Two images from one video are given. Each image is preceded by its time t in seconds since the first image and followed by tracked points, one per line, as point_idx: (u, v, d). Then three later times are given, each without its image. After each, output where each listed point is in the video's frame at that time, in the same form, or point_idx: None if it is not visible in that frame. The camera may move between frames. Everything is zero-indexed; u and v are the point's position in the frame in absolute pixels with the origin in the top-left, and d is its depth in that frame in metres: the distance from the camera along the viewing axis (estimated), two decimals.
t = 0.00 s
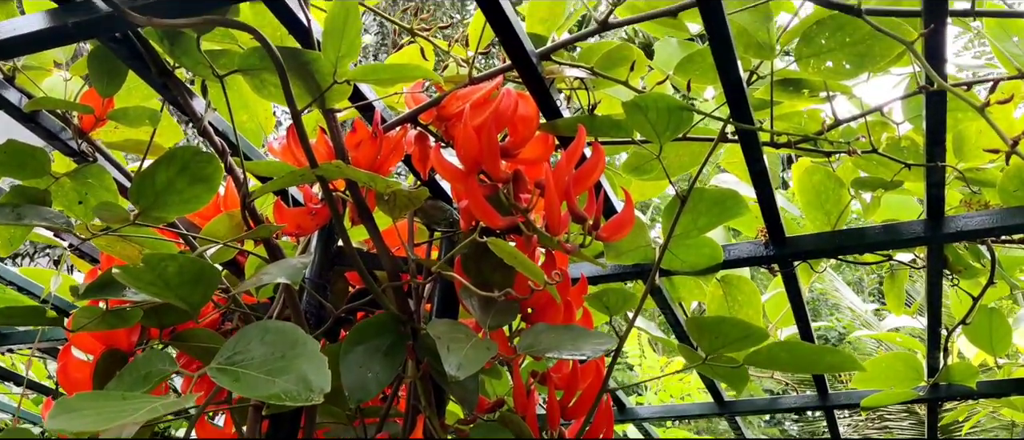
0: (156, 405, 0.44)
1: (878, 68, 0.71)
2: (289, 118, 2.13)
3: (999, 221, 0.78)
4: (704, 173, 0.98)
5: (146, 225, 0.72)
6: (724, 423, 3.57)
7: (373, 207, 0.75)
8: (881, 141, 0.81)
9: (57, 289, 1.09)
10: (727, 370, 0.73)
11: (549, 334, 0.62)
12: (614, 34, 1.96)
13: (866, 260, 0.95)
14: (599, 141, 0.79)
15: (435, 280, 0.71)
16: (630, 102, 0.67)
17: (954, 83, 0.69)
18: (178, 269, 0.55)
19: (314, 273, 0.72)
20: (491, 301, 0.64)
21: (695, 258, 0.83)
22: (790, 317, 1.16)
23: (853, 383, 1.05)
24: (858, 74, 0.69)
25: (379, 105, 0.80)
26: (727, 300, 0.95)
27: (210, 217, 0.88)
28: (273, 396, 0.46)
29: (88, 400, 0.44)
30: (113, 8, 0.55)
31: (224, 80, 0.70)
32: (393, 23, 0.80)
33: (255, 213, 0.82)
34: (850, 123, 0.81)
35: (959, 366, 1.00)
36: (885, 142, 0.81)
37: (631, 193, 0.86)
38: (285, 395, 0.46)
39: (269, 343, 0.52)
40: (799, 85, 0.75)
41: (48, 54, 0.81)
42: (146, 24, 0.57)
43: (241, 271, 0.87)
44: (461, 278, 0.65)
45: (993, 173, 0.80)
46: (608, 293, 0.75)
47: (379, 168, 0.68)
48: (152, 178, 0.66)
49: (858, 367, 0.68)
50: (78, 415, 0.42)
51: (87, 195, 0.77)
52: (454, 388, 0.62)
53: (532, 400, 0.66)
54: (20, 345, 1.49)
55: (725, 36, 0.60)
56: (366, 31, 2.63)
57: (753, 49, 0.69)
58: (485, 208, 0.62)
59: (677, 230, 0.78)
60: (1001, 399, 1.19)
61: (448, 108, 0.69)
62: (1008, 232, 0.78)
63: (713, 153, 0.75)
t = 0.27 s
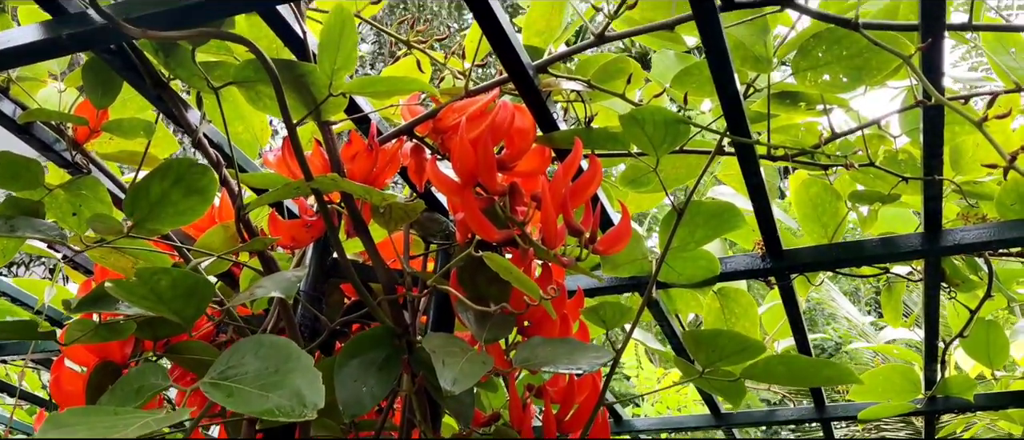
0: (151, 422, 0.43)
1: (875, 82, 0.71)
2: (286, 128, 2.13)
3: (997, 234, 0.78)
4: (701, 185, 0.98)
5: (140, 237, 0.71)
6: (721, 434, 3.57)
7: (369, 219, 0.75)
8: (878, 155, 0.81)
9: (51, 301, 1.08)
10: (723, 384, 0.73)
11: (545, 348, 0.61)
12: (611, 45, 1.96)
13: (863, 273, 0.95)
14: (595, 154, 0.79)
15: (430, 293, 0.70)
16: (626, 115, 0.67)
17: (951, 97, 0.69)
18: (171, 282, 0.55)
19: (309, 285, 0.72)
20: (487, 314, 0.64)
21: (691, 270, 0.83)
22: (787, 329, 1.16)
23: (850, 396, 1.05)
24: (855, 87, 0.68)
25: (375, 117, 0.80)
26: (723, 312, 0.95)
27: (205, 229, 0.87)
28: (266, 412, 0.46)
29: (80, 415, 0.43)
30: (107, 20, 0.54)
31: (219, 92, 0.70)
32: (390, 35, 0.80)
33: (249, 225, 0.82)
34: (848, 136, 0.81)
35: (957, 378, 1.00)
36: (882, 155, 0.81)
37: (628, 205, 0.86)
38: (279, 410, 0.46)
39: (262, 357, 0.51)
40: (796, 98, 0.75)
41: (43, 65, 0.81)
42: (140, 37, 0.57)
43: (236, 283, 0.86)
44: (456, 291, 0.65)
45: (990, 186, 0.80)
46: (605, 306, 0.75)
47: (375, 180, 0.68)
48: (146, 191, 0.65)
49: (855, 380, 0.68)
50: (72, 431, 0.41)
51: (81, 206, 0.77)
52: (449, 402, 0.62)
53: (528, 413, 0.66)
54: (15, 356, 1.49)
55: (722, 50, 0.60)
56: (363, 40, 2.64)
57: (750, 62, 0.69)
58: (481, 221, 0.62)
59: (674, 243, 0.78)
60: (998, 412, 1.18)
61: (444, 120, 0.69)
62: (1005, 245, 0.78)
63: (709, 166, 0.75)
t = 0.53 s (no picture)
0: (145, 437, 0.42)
1: (871, 94, 0.70)
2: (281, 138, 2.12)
3: (994, 246, 0.78)
4: (697, 196, 0.98)
5: (132, 248, 0.71)
6: None
7: (363, 231, 0.75)
8: (874, 167, 0.81)
9: (44, 311, 1.07)
10: (718, 396, 0.72)
11: (540, 361, 0.61)
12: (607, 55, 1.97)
13: (859, 285, 0.95)
14: (591, 165, 0.78)
15: (425, 305, 0.70)
16: (622, 126, 0.66)
17: (947, 109, 0.69)
18: (163, 296, 0.55)
19: (302, 297, 0.71)
20: (481, 327, 0.63)
21: (688, 282, 0.83)
22: (784, 341, 1.15)
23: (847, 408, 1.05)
24: (852, 100, 0.68)
25: (369, 128, 0.80)
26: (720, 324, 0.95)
27: (198, 239, 0.87)
28: (257, 427, 0.45)
29: (71, 429, 0.42)
30: (101, 31, 0.54)
31: (213, 102, 0.69)
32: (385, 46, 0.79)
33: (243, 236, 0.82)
34: (844, 148, 0.81)
35: (953, 391, 0.99)
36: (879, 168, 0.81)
37: (623, 216, 0.85)
38: (270, 425, 0.45)
39: (256, 371, 0.50)
40: (793, 110, 0.75)
41: (36, 75, 0.81)
42: (134, 47, 0.57)
43: (229, 295, 0.86)
44: (451, 303, 0.64)
45: (987, 199, 0.80)
46: (600, 318, 0.74)
47: (369, 191, 0.68)
48: (139, 202, 0.65)
49: (852, 393, 0.67)
50: None
51: (74, 217, 0.76)
52: (443, 416, 0.61)
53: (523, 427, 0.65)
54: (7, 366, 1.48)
55: (718, 63, 0.60)
56: (358, 50, 2.64)
57: (746, 73, 0.69)
58: (476, 233, 0.62)
59: (670, 255, 0.77)
60: (995, 424, 1.18)
61: (439, 131, 0.69)
62: (1002, 258, 0.78)
63: (705, 177, 0.75)
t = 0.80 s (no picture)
0: None
1: (867, 105, 0.70)
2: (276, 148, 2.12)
3: (990, 259, 0.78)
4: (693, 207, 0.97)
5: (125, 259, 0.70)
6: None
7: (357, 242, 0.74)
8: (871, 179, 0.81)
9: (35, 322, 1.07)
10: (716, 409, 0.72)
11: (535, 373, 0.60)
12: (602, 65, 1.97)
13: (856, 297, 0.95)
14: (586, 177, 0.78)
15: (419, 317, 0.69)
16: (618, 137, 0.66)
17: (944, 121, 0.69)
18: (154, 307, 0.54)
19: (296, 309, 0.71)
20: (476, 339, 0.63)
21: (683, 294, 0.82)
22: (780, 352, 1.15)
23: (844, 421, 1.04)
24: (849, 112, 0.68)
25: (364, 138, 0.79)
26: (716, 336, 0.94)
27: (192, 250, 0.86)
28: None
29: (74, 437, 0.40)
30: (93, 41, 0.54)
31: (207, 113, 0.69)
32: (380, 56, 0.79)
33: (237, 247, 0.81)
34: (840, 160, 0.81)
35: (950, 403, 0.99)
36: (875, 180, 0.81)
37: (619, 227, 0.85)
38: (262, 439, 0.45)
39: (247, 384, 0.50)
40: (789, 121, 0.74)
41: (29, 85, 0.80)
42: (126, 57, 0.56)
43: (223, 306, 0.85)
44: (445, 315, 0.63)
45: (984, 211, 0.79)
46: (596, 330, 0.74)
47: (363, 203, 0.67)
48: (131, 212, 0.64)
49: (850, 407, 0.67)
50: None
51: (66, 227, 0.76)
52: (437, 429, 0.61)
53: None
54: None
55: (713, 74, 0.60)
56: (355, 59, 2.64)
57: (742, 85, 0.68)
58: (471, 244, 0.61)
59: (666, 266, 0.77)
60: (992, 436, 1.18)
61: (434, 142, 0.68)
62: (998, 270, 0.77)
63: (701, 189, 0.75)
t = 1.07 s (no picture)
0: None
1: (863, 117, 0.70)
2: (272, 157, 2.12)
3: (986, 272, 0.78)
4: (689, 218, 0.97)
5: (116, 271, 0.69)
6: None
7: (350, 253, 0.74)
8: (866, 191, 0.81)
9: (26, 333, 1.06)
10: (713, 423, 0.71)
11: (529, 386, 0.60)
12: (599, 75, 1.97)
13: (852, 309, 0.94)
14: (581, 188, 0.78)
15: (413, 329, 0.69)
16: (613, 149, 0.66)
17: (940, 133, 0.68)
18: (144, 320, 0.54)
19: (289, 321, 0.70)
20: (470, 352, 0.62)
21: (679, 306, 0.82)
22: (776, 364, 1.14)
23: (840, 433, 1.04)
24: (844, 124, 0.68)
25: (358, 149, 0.79)
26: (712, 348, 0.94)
27: (185, 261, 0.86)
28: None
29: None
30: (83, 51, 0.53)
31: (200, 123, 0.68)
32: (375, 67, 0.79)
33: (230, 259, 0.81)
34: (836, 172, 0.81)
35: (947, 416, 0.99)
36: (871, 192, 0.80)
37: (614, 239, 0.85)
38: None
39: (239, 397, 0.49)
40: (784, 133, 0.74)
41: (21, 94, 0.80)
42: (118, 67, 0.56)
43: (215, 317, 0.85)
44: (439, 328, 0.63)
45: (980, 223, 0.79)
46: (591, 343, 0.73)
47: (357, 214, 0.67)
48: (122, 223, 0.64)
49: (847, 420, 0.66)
50: None
51: (57, 238, 0.75)
52: None
53: None
54: None
55: (709, 86, 0.59)
56: (351, 69, 2.64)
57: (738, 97, 0.68)
58: (464, 256, 0.61)
59: (661, 278, 0.76)
60: None
61: (428, 153, 0.68)
62: (994, 283, 0.77)
63: (697, 201, 0.74)
